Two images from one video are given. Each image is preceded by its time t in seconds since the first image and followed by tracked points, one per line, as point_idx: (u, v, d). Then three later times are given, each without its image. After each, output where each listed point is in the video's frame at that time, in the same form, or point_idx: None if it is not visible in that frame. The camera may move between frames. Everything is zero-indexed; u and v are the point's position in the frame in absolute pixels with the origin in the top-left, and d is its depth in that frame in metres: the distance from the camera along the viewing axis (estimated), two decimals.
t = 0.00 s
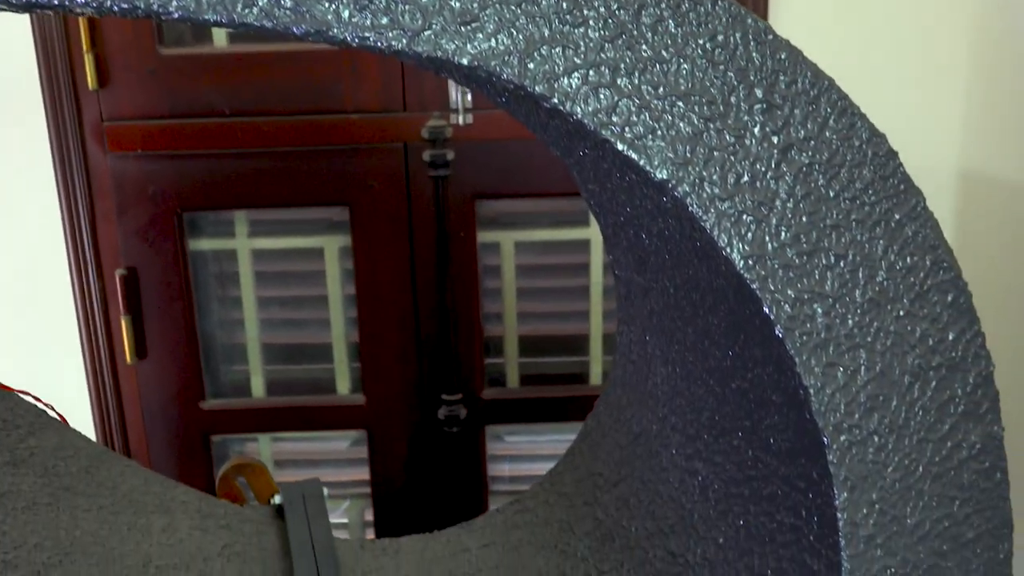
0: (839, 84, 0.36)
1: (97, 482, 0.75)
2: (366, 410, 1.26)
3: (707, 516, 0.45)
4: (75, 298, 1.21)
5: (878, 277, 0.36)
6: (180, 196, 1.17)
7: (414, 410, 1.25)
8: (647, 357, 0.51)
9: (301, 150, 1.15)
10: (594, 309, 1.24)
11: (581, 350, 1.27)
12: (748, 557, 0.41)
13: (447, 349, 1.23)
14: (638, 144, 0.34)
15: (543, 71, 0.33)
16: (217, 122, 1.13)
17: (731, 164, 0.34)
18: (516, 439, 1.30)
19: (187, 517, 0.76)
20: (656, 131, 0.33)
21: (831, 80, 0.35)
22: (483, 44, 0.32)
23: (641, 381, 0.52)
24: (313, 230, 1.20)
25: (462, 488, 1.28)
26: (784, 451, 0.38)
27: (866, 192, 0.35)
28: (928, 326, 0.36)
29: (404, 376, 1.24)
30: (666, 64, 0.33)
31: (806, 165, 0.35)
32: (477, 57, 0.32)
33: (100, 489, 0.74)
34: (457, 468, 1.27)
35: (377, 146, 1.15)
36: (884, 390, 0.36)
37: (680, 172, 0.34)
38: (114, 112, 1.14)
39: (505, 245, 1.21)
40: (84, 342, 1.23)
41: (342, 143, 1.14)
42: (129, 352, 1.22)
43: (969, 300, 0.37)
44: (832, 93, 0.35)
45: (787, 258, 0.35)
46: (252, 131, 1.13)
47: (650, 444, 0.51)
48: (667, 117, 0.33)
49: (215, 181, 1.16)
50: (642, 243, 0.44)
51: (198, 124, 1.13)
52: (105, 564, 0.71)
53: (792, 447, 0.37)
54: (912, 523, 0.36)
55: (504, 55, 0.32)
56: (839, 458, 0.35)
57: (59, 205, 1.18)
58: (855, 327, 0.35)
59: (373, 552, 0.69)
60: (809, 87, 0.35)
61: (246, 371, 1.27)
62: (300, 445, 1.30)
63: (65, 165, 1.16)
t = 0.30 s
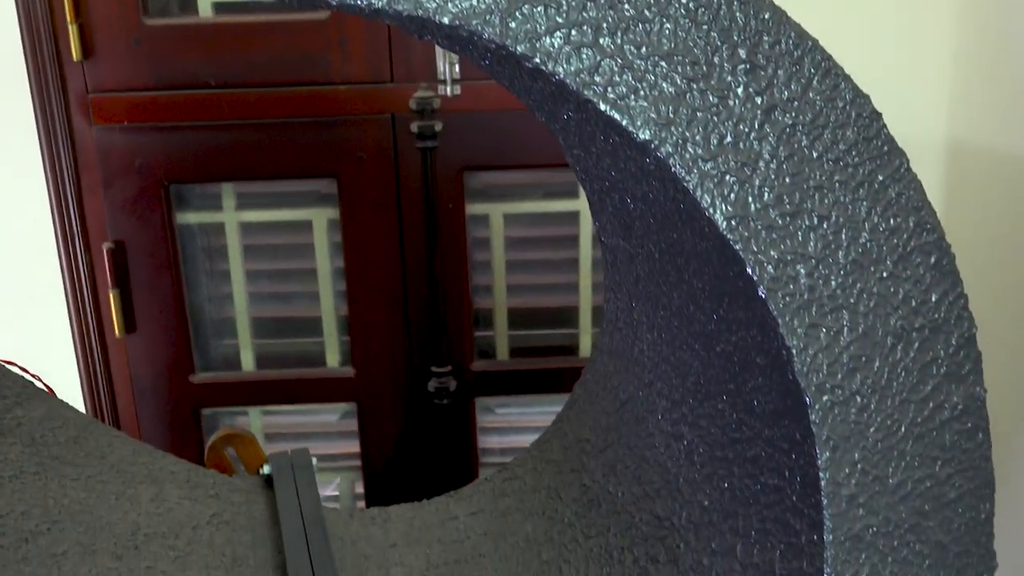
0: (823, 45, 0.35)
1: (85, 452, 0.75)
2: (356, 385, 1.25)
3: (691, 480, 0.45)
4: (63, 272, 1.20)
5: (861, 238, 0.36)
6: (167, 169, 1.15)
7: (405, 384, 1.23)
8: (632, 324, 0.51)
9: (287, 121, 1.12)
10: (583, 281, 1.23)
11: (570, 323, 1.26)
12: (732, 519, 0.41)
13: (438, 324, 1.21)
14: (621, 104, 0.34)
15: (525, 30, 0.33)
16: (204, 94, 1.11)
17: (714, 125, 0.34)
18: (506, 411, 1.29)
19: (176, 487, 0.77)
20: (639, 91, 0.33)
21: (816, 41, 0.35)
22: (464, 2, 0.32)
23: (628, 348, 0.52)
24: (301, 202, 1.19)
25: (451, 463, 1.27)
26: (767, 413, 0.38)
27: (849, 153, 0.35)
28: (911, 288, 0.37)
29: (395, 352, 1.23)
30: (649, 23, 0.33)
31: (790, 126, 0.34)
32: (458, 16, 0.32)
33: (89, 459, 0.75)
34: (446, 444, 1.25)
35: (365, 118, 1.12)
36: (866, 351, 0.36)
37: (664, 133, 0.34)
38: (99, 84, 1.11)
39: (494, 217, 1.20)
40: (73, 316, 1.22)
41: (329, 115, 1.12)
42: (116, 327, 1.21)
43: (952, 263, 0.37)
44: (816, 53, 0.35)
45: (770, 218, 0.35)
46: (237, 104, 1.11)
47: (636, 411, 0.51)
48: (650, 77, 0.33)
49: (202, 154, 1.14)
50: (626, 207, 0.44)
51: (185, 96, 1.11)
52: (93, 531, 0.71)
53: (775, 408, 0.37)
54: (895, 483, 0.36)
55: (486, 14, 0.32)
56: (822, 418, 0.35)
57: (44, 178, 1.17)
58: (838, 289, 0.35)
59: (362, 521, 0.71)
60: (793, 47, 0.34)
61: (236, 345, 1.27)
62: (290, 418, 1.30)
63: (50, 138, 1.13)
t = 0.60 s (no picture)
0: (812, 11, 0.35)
1: (76, 427, 0.75)
2: (348, 363, 1.25)
3: (681, 451, 0.45)
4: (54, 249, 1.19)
5: (850, 206, 0.36)
6: (157, 146, 1.14)
7: (398, 361, 1.23)
8: (624, 297, 0.51)
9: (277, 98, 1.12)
10: (576, 258, 1.23)
11: (563, 300, 1.26)
12: (721, 488, 0.42)
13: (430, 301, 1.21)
14: (609, 71, 0.34)
15: None
16: (194, 71, 1.10)
17: (703, 92, 0.34)
18: (499, 389, 1.29)
19: (168, 462, 0.77)
20: (627, 58, 0.33)
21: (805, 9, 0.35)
22: None
23: (619, 321, 0.53)
24: (293, 180, 1.19)
25: (445, 439, 1.27)
26: (755, 381, 0.38)
27: (838, 122, 0.35)
28: (899, 257, 0.37)
29: (386, 329, 1.23)
30: None
31: (778, 94, 0.34)
32: None
33: (79, 433, 0.75)
34: (440, 419, 1.25)
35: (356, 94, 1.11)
36: (854, 319, 0.36)
37: (651, 100, 0.34)
38: (89, 60, 1.10)
39: (488, 193, 1.20)
40: (63, 292, 1.21)
41: (319, 91, 1.11)
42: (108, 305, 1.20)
43: (941, 232, 0.37)
44: (805, 21, 0.34)
45: (759, 186, 0.35)
46: (227, 80, 1.10)
47: (627, 383, 0.52)
48: (639, 44, 0.33)
49: (192, 131, 1.13)
50: (617, 179, 0.44)
51: (175, 72, 1.10)
52: (84, 505, 0.71)
53: (764, 377, 0.37)
54: (882, 451, 0.37)
55: None
56: (809, 385, 0.35)
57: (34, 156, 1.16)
58: (826, 257, 0.35)
59: (354, 495, 0.71)
60: (781, 14, 0.34)
61: (228, 323, 1.27)
62: (282, 396, 1.30)
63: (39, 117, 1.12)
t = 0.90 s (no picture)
0: None
1: (64, 397, 0.75)
2: (338, 336, 1.25)
3: (666, 414, 0.46)
4: (40, 220, 1.19)
5: (833, 166, 0.36)
6: (144, 118, 1.13)
7: (387, 334, 1.24)
8: (610, 263, 0.51)
9: (264, 70, 1.11)
10: (564, 230, 1.23)
11: (552, 274, 1.26)
12: (705, 450, 0.42)
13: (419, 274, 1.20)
14: (591, 30, 0.33)
15: None
16: (180, 43, 1.09)
17: (685, 52, 0.34)
18: (489, 361, 1.30)
19: (156, 431, 0.77)
20: (609, 16, 0.33)
21: None
22: None
23: (605, 286, 0.53)
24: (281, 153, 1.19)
25: (434, 412, 1.27)
26: (739, 342, 0.38)
27: (822, 82, 0.35)
28: (882, 218, 0.37)
29: (376, 301, 1.22)
30: None
31: (762, 54, 0.34)
32: None
33: (67, 403, 0.75)
34: (430, 392, 1.26)
35: (344, 65, 1.11)
36: (837, 280, 0.36)
37: (634, 59, 0.33)
38: (74, 32, 1.09)
39: (475, 165, 1.20)
40: (51, 263, 1.21)
41: (306, 63, 1.11)
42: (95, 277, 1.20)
43: (924, 193, 0.37)
44: None
45: (742, 145, 0.35)
46: (214, 52, 1.10)
47: (613, 348, 0.52)
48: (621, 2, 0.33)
49: (179, 104, 1.13)
50: (600, 142, 0.44)
51: (161, 44, 1.09)
52: (72, 473, 0.72)
53: (747, 338, 0.38)
54: (864, 410, 0.37)
55: None
56: (793, 345, 0.35)
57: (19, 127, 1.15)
58: (809, 217, 0.35)
59: (343, 465, 0.71)
60: None
61: (217, 297, 1.27)
62: (271, 369, 1.30)
63: (24, 87, 1.11)
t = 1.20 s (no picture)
0: None
1: (58, 369, 0.76)
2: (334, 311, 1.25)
3: (658, 382, 0.46)
4: (33, 198, 1.18)
5: (825, 131, 0.36)
6: (138, 93, 1.13)
7: (383, 311, 1.24)
8: (602, 234, 0.52)
9: (256, 44, 1.11)
10: (559, 205, 1.23)
11: (546, 249, 1.26)
12: (697, 417, 0.42)
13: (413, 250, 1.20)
14: None
15: None
16: (172, 18, 1.09)
17: (676, 15, 0.34)
18: (483, 336, 1.30)
19: (151, 403, 0.77)
20: None
21: None
22: None
23: (598, 258, 0.53)
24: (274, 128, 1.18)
25: (429, 387, 1.27)
26: (731, 309, 0.38)
27: (813, 46, 0.35)
28: (873, 183, 0.37)
29: (370, 277, 1.22)
30: None
31: (753, 18, 0.34)
32: None
33: (61, 375, 0.75)
34: (425, 369, 1.26)
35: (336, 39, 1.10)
36: (828, 246, 0.36)
37: (624, 23, 0.34)
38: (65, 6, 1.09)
39: (469, 139, 1.19)
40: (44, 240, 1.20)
41: (298, 37, 1.10)
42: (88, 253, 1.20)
43: (915, 159, 0.37)
44: None
45: (733, 110, 0.34)
46: (205, 26, 1.09)
47: (606, 319, 0.52)
48: None
49: (171, 79, 1.12)
50: (592, 112, 0.44)
51: (153, 19, 1.09)
52: (66, 445, 0.72)
53: (738, 304, 0.38)
54: (855, 375, 0.37)
55: None
56: (783, 310, 0.35)
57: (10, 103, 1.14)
58: (801, 181, 0.35)
59: (338, 437, 0.72)
60: None
61: (212, 274, 1.27)
62: (266, 345, 1.30)
63: (14, 62, 1.10)
